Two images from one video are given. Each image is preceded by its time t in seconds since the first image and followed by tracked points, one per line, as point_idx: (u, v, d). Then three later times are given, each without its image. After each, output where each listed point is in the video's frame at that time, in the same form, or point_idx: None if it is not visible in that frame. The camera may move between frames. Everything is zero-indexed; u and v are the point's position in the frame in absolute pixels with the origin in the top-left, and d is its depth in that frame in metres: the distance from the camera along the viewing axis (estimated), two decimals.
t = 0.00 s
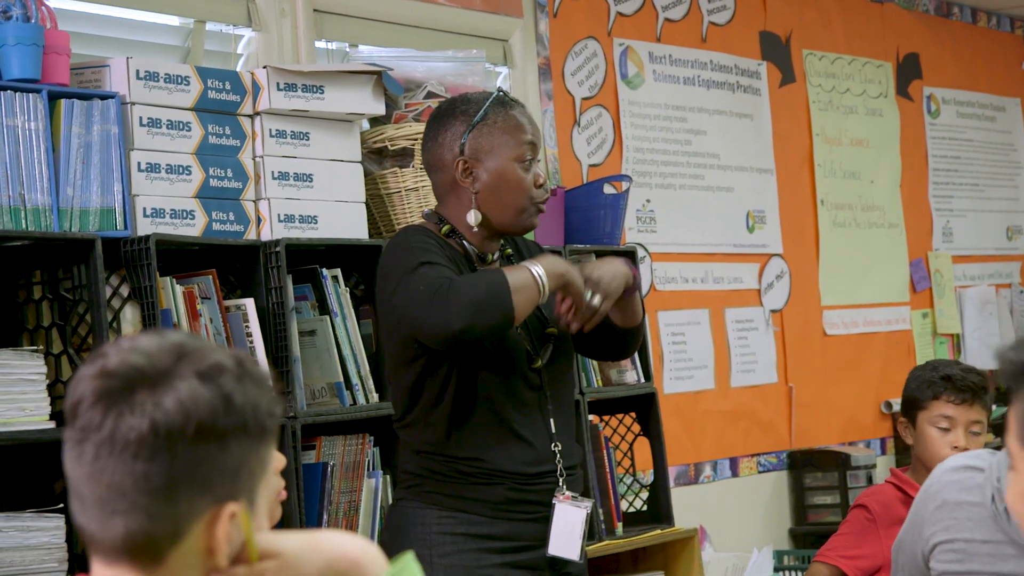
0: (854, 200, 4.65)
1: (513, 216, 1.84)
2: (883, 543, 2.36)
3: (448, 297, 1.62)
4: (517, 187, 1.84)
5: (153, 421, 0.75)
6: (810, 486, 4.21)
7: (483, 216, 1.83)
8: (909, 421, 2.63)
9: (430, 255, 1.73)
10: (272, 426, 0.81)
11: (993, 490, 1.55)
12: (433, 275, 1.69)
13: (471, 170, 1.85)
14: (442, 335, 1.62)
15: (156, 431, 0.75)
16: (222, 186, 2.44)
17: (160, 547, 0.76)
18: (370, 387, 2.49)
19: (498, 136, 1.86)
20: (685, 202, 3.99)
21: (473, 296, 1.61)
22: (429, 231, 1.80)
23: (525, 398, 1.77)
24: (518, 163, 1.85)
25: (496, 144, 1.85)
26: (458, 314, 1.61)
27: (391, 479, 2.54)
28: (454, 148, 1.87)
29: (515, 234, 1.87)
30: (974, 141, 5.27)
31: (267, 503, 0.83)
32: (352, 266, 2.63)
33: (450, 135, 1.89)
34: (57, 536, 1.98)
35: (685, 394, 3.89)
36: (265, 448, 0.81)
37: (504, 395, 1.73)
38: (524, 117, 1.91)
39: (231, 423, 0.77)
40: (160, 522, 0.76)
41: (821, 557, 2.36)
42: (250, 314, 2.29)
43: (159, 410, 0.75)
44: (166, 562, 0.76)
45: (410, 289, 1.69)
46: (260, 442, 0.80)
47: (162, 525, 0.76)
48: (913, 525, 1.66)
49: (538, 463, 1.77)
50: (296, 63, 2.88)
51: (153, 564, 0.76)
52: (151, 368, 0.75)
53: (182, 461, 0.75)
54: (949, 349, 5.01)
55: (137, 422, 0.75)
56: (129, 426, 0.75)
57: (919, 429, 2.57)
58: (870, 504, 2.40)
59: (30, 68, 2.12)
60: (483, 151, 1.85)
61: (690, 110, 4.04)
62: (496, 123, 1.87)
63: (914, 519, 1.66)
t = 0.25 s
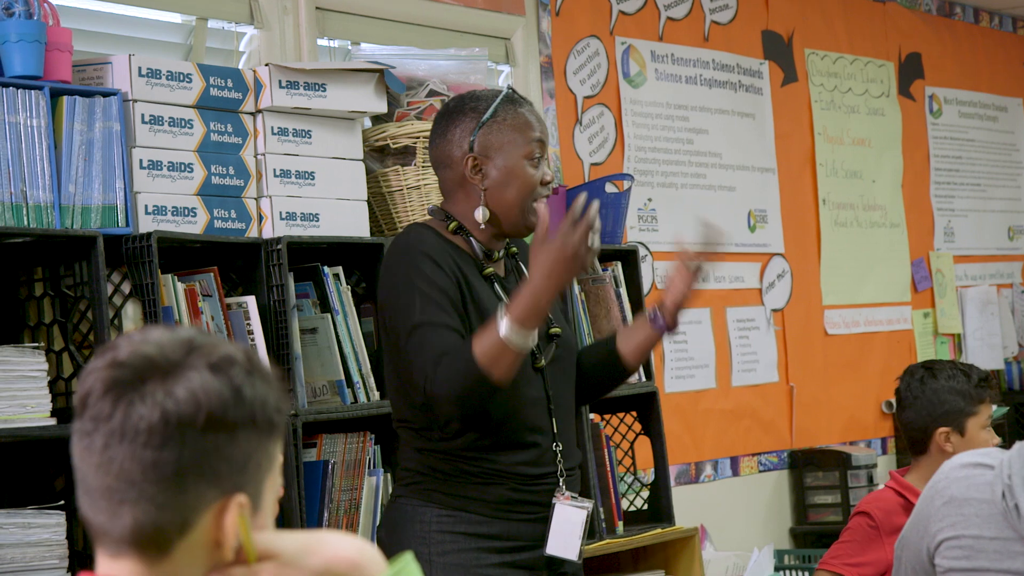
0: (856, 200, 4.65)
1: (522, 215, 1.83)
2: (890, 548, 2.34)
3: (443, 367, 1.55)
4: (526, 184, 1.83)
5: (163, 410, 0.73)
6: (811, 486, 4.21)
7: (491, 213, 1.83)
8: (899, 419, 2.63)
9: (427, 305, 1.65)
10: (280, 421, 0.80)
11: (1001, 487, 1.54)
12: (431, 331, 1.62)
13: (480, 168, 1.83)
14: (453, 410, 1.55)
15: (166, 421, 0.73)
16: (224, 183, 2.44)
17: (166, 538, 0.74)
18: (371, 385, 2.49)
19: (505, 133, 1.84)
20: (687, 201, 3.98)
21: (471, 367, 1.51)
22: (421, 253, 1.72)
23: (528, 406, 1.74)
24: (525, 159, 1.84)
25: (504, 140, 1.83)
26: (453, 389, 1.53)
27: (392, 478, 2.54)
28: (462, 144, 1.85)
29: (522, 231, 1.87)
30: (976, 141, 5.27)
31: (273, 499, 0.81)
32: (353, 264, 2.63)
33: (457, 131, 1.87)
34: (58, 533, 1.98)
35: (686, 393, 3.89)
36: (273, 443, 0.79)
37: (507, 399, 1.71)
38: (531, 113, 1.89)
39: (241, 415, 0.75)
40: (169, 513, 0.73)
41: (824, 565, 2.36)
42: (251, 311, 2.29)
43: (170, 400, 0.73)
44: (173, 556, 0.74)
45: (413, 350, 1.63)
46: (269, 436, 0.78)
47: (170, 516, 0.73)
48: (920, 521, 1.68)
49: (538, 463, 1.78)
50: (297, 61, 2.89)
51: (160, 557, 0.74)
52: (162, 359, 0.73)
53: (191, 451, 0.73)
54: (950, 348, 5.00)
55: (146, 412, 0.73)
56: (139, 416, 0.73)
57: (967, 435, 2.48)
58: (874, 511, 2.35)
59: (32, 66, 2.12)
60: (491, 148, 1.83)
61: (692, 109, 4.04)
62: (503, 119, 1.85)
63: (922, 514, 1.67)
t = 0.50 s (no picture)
0: (858, 200, 4.65)
1: (541, 210, 1.87)
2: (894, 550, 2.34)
3: (447, 394, 1.61)
4: (543, 180, 1.87)
5: (160, 403, 0.72)
6: (812, 485, 4.21)
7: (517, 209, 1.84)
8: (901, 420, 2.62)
9: (433, 322, 1.67)
10: (285, 411, 0.78)
11: (1001, 488, 1.54)
12: (435, 351, 1.65)
13: (500, 166, 1.84)
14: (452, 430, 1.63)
15: (163, 413, 0.72)
16: (225, 180, 2.44)
17: (171, 530, 0.73)
18: (372, 382, 2.49)
19: (521, 130, 1.86)
20: (689, 200, 3.98)
21: (470, 405, 1.59)
22: (432, 264, 1.72)
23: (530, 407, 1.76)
24: (541, 155, 1.88)
25: (522, 138, 1.86)
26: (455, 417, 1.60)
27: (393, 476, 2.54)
28: (479, 143, 1.85)
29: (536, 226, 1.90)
30: (978, 141, 5.26)
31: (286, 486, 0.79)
32: (355, 262, 2.62)
33: (470, 130, 1.86)
34: (59, 529, 1.98)
35: (687, 392, 3.89)
36: (278, 433, 0.77)
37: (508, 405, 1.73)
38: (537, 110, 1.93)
39: (239, 405, 0.74)
40: (170, 504, 0.73)
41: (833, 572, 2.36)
42: (253, 308, 2.29)
43: (167, 392, 0.72)
44: (176, 547, 0.73)
45: (415, 362, 1.67)
46: (273, 425, 0.76)
47: (172, 506, 0.73)
48: (920, 522, 1.68)
49: (539, 462, 1.79)
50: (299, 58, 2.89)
51: (164, 548, 0.73)
52: (159, 352, 0.73)
53: (189, 442, 0.72)
54: (951, 348, 5.00)
55: (144, 404, 0.72)
56: (137, 408, 0.72)
57: (973, 435, 2.48)
58: (880, 515, 2.36)
59: (34, 60, 2.12)
60: (511, 145, 1.85)
61: (694, 108, 4.04)
62: (517, 117, 1.88)
63: (922, 515, 1.68)
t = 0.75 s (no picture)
0: (860, 199, 4.64)
1: (541, 206, 1.86)
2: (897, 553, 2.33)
3: (452, 386, 1.61)
4: (543, 176, 1.86)
5: (170, 392, 0.73)
6: (812, 485, 4.20)
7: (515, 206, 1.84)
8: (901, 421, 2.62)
9: (437, 316, 1.67)
10: (293, 411, 0.80)
11: (998, 489, 1.54)
12: (440, 344, 1.65)
13: (501, 163, 1.83)
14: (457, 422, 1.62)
15: (172, 402, 0.73)
16: (228, 177, 2.44)
17: (176, 523, 0.74)
18: (374, 380, 2.49)
19: (521, 126, 1.85)
20: (690, 199, 3.98)
21: (477, 393, 1.58)
22: (435, 259, 1.72)
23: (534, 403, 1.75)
24: (542, 151, 1.87)
25: (521, 134, 1.85)
26: (461, 408, 1.60)
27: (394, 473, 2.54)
28: (479, 141, 1.84)
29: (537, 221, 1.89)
30: (980, 141, 5.26)
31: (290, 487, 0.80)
32: (357, 259, 2.61)
33: (470, 128, 1.86)
34: (60, 525, 1.98)
35: (688, 391, 3.89)
36: (285, 432, 0.79)
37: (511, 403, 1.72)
38: (537, 106, 1.92)
39: (249, 397, 0.75)
40: (175, 493, 0.73)
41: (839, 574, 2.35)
42: (255, 306, 2.28)
43: (176, 381, 0.74)
44: (181, 539, 0.74)
45: (420, 357, 1.67)
46: (280, 423, 0.78)
47: (177, 496, 0.73)
48: (918, 523, 1.68)
49: (546, 460, 1.78)
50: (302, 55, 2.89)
51: (167, 540, 0.74)
52: (170, 342, 0.74)
53: (196, 430, 0.73)
54: (952, 348, 4.99)
55: (153, 393, 0.73)
56: (147, 397, 0.73)
57: (972, 435, 2.48)
58: (886, 517, 2.35)
59: (38, 59, 2.12)
60: (511, 142, 1.84)
61: (697, 107, 4.03)
62: (516, 113, 1.87)
63: (919, 517, 1.67)
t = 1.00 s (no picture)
0: (862, 199, 4.64)
1: (531, 194, 1.85)
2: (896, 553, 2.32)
3: (435, 397, 1.61)
4: (526, 164, 1.86)
5: (151, 378, 0.76)
6: (813, 484, 4.20)
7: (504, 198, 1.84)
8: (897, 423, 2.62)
9: (421, 326, 1.66)
10: (272, 404, 0.82)
11: (1001, 488, 1.54)
12: (423, 353, 1.65)
13: (479, 159, 1.85)
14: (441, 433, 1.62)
15: (153, 388, 0.76)
16: (230, 174, 2.44)
17: (161, 510, 0.76)
18: (375, 378, 2.49)
19: (493, 119, 1.87)
20: (692, 198, 3.98)
21: (455, 409, 1.59)
22: (422, 266, 1.71)
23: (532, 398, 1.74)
24: (520, 140, 1.87)
25: (495, 127, 1.86)
26: (443, 420, 1.60)
27: (395, 471, 2.54)
28: (456, 141, 1.86)
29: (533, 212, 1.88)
30: (983, 142, 5.25)
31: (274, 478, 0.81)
32: (359, 257, 2.61)
33: (446, 129, 1.88)
34: (60, 521, 1.98)
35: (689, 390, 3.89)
36: (267, 423, 0.81)
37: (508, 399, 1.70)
38: (512, 97, 1.93)
39: (228, 383, 0.78)
40: (159, 479, 0.75)
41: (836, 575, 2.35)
42: (256, 303, 2.29)
43: (157, 367, 0.76)
44: (168, 526, 0.76)
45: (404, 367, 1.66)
46: (260, 412, 0.80)
47: (161, 481, 0.75)
48: (919, 522, 1.68)
49: (547, 454, 1.78)
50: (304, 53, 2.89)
51: (154, 527, 0.76)
52: (150, 331, 0.77)
53: (178, 414, 0.76)
54: (954, 349, 4.99)
55: (134, 379, 0.76)
56: (127, 385, 0.76)
57: (969, 433, 2.48)
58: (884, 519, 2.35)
59: (40, 53, 2.12)
60: (485, 137, 1.85)
61: (699, 106, 4.03)
62: (489, 107, 1.88)
63: (921, 516, 1.67)
